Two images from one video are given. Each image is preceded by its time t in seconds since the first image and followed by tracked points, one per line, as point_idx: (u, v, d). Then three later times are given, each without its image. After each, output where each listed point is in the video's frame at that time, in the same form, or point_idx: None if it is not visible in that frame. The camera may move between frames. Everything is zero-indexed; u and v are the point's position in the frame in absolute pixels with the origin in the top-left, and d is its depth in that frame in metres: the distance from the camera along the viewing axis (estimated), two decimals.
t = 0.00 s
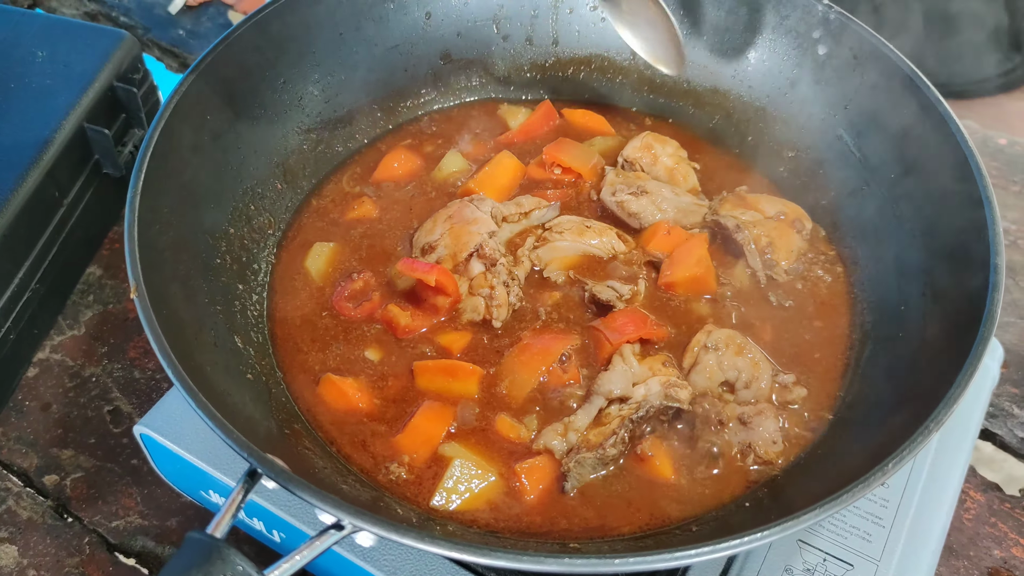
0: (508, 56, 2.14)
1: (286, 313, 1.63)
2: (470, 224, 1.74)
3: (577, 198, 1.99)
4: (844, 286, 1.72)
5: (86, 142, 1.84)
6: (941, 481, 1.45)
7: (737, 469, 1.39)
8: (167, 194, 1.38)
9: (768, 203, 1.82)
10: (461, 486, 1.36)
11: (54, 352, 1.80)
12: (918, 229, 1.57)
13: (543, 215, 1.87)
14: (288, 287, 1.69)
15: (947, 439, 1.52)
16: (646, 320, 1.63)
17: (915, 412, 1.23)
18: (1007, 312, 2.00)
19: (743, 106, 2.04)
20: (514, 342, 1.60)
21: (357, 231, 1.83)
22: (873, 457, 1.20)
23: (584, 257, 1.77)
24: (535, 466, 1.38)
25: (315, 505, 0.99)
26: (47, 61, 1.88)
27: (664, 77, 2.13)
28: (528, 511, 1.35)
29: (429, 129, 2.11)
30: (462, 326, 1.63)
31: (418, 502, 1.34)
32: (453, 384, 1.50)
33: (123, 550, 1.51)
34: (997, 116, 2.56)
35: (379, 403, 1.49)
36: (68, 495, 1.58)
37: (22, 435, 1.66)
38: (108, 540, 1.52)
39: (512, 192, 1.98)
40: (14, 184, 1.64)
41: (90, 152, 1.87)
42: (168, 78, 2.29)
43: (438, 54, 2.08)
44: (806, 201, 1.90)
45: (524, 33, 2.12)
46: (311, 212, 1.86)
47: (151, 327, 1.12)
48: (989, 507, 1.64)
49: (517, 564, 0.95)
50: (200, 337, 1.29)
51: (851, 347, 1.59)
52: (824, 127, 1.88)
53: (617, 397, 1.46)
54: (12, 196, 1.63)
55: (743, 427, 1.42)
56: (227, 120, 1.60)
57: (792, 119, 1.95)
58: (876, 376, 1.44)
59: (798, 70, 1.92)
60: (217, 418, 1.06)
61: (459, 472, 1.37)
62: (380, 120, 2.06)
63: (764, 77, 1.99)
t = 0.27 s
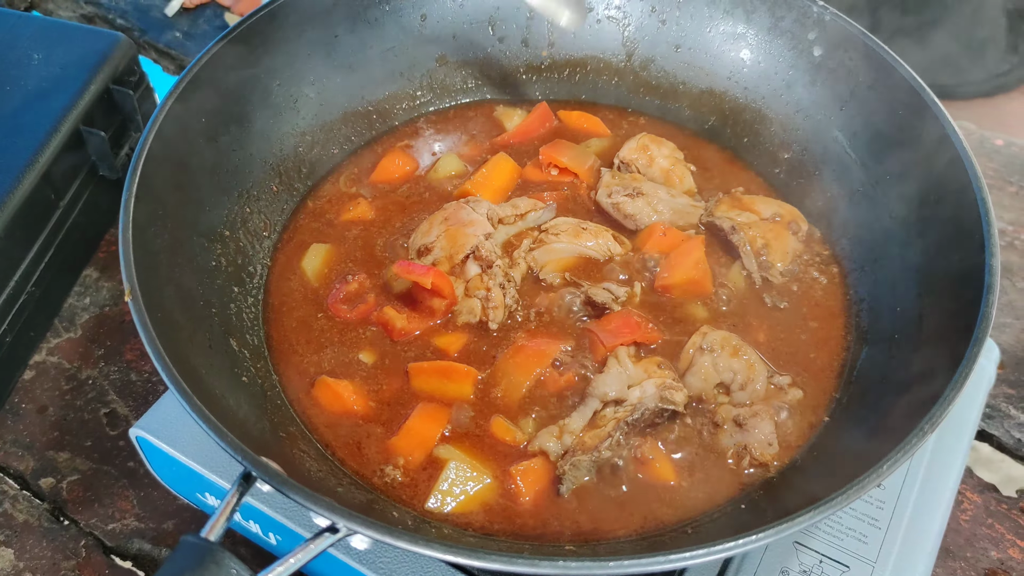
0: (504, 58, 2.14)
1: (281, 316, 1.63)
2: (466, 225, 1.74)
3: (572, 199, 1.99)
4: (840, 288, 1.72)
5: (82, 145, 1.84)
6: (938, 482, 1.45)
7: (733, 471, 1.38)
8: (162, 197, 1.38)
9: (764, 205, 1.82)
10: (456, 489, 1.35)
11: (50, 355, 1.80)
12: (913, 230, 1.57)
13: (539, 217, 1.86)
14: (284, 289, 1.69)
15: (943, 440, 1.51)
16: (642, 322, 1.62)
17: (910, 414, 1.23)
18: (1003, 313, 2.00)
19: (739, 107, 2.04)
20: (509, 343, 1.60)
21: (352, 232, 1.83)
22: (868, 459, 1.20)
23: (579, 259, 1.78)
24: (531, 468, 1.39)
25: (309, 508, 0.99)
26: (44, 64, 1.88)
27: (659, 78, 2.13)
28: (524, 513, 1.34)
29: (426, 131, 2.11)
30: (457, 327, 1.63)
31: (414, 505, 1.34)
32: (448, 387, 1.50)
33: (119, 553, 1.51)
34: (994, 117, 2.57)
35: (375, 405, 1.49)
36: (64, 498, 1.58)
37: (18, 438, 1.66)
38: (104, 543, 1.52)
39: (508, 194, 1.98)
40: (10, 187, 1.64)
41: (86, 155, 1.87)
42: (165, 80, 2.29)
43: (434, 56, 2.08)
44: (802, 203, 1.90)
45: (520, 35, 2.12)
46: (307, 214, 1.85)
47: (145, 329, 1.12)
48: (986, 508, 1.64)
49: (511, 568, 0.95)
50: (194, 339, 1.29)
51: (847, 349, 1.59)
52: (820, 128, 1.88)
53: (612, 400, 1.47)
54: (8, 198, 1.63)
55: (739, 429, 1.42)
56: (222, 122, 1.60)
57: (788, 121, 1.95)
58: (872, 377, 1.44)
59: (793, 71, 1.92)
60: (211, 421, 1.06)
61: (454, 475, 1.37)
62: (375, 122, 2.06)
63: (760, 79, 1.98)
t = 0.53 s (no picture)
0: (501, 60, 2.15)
1: (279, 317, 1.63)
2: (464, 226, 1.74)
3: (569, 201, 2.00)
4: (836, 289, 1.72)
5: (81, 147, 1.84)
6: (934, 482, 1.45)
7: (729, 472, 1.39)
8: (160, 199, 1.38)
9: (761, 206, 1.83)
10: (453, 490, 1.36)
11: (49, 356, 1.80)
12: (908, 232, 1.58)
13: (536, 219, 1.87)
14: (281, 290, 1.69)
15: (940, 441, 1.52)
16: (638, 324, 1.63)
17: (904, 415, 1.23)
18: (999, 315, 2.01)
19: (735, 109, 2.05)
20: (506, 344, 1.60)
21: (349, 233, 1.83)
22: (863, 459, 1.20)
23: (576, 261, 1.78)
24: (527, 469, 1.39)
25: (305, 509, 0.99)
26: (42, 66, 1.89)
27: (656, 80, 2.14)
28: (520, 514, 1.35)
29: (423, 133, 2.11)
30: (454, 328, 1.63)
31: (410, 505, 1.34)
32: (445, 388, 1.51)
33: (118, 554, 1.51)
34: (991, 119, 2.58)
35: (372, 406, 1.50)
36: (62, 499, 1.58)
37: (16, 440, 1.66)
38: (102, 544, 1.52)
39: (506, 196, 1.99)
40: (8, 189, 1.65)
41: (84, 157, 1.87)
42: (163, 82, 2.30)
43: (431, 59, 2.09)
44: (798, 204, 1.91)
45: (516, 37, 2.13)
46: (304, 216, 1.86)
47: (142, 330, 1.12)
48: (982, 509, 1.64)
49: (507, 567, 0.95)
50: (192, 340, 1.29)
51: (842, 349, 1.60)
52: (815, 130, 1.88)
53: (608, 401, 1.46)
54: (6, 201, 1.64)
55: (735, 429, 1.42)
56: (220, 124, 1.61)
57: (784, 123, 1.95)
58: (867, 378, 1.45)
59: (789, 74, 1.93)
60: (208, 422, 1.06)
61: (450, 476, 1.37)
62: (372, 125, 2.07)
63: (756, 81, 1.99)
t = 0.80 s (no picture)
0: (494, 63, 2.16)
1: (271, 319, 1.64)
2: (457, 228, 1.76)
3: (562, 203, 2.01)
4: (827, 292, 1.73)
5: (75, 150, 1.85)
6: (923, 483, 1.46)
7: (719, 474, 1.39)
8: (153, 201, 1.39)
9: (751, 209, 1.84)
10: (444, 491, 1.36)
11: (42, 359, 1.81)
12: (898, 235, 1.59)
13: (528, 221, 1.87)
14: (274, 293, 1.70)
15: (930, 442, 1.52)
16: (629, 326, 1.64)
17: (892, 416, 1.24)
18: (991, 317, 2.02)
19: (727, 112, 2.06)
20: (497, 346, 1.61)
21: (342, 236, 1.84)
22: (851, 461, 1.21)
23: (567, 263, 1.79)
24: (517, 470, 1.39)
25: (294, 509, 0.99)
26: (37, 68, 1.90)
27: (649, 84, 2.15)
28: (511, 515, 1.35)
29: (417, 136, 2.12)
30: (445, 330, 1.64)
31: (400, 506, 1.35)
32: (435, 390, 1.51)
33: (111, 555, 1.51)
34: (984, 123, 2.59)
35: (363, 407, 1.50)
36: (56, 501, 1.58)
37: (10, 442, 1.66)
38: (95, 546, 1.52)
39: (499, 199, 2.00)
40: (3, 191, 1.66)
41: (79, 160, 1.88)
42: (158, 85, 2.31)
43: (425, 62, 2.10)
44: (789, 207, 1.92)
45: (510, 41, 2.14)
46: (297, 218, 1.87)
47: (134, 331, 1.13)
48: (973, 511, 1.65)
49: (495, 567, 0.95)
50: (184, 342, 1.30)
51: (832, 352, 1.60)
52: (807, 133, 1.89)
53: (599, 402, 1.47)
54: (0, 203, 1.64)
55: (725, 431, 1.43)
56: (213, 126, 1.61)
57: (775, 126, 1.96)
58: (857, 380, 1.45)
59: (781, 77, 1.94)
60: (199, 422, 1.07)
61: (441, 477, 1.37)
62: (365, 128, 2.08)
63: (748, 84, 2.00)
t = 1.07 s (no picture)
0: (490, 66, 2.16)
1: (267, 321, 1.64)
2: (454, 230, 1.77)
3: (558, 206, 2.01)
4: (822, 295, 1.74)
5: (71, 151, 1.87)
6: (919, 486, 1.46)
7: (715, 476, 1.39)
8: (149, 203, 1.39)
9: (746, 212, 1.85)
10: (439, 493, 1.36)
11: (38, 361, 1.80)
12: (893, 238, 1.59)
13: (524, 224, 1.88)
14: (270, 295, 1.70)
15: (926, 445, 1.53)
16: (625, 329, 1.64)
17: (887, 419, 1.24)
18: (987, 321, 2.03)
19: (723, 116, 2.06)
20: (491, 348, 1.61)
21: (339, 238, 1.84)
22: (846, 463, 1.21)
23: (563, 266, 1.79)
24: (512, 473, 1.39)
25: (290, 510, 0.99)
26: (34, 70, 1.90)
27: (645, 87, 2.15)
28: (507, 518, 1.35)
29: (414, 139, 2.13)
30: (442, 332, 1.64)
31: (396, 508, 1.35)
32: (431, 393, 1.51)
33: (106, 558, 1.51)
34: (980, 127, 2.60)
35: (359, 410, 1.50)
36: (51, 503, 1.58)
37: (5, 444, 1.66)
38: (90, 548, 1.52)
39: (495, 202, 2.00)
40: None
41: (75, 161, 1.90)
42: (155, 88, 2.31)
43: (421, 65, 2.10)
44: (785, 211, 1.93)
45: (506, 44, 2.14)
46: (294, 221, 1.87)
47: (129, 332, 1.13)
48: (969, 514, 1.65)
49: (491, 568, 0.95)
50: (180, 344, 1.30)
51: (828, 355, 1.61)
52: (802, 136, 1.90)
53: (595, 406, 1.47)
54: None
55: (721, 434, 1.43)
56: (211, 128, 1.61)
57: (770, 129, 1.97)
58: (852, 383, 1.45)
59: (776, 80, 1.94)
60: (194, 424, 1.07)
61: (437, 479, 1.37)
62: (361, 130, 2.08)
63: (743, 87, 2.00)
